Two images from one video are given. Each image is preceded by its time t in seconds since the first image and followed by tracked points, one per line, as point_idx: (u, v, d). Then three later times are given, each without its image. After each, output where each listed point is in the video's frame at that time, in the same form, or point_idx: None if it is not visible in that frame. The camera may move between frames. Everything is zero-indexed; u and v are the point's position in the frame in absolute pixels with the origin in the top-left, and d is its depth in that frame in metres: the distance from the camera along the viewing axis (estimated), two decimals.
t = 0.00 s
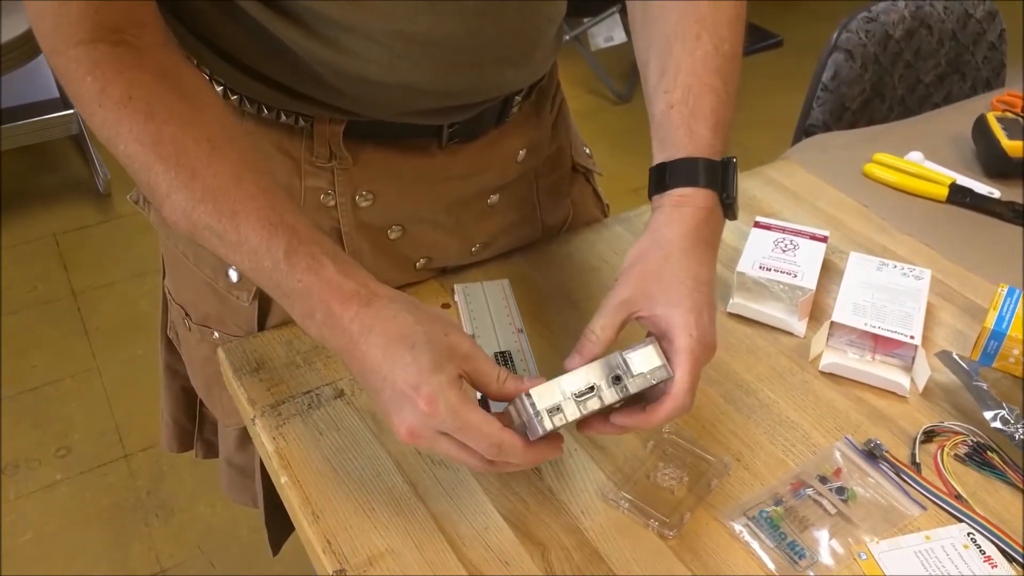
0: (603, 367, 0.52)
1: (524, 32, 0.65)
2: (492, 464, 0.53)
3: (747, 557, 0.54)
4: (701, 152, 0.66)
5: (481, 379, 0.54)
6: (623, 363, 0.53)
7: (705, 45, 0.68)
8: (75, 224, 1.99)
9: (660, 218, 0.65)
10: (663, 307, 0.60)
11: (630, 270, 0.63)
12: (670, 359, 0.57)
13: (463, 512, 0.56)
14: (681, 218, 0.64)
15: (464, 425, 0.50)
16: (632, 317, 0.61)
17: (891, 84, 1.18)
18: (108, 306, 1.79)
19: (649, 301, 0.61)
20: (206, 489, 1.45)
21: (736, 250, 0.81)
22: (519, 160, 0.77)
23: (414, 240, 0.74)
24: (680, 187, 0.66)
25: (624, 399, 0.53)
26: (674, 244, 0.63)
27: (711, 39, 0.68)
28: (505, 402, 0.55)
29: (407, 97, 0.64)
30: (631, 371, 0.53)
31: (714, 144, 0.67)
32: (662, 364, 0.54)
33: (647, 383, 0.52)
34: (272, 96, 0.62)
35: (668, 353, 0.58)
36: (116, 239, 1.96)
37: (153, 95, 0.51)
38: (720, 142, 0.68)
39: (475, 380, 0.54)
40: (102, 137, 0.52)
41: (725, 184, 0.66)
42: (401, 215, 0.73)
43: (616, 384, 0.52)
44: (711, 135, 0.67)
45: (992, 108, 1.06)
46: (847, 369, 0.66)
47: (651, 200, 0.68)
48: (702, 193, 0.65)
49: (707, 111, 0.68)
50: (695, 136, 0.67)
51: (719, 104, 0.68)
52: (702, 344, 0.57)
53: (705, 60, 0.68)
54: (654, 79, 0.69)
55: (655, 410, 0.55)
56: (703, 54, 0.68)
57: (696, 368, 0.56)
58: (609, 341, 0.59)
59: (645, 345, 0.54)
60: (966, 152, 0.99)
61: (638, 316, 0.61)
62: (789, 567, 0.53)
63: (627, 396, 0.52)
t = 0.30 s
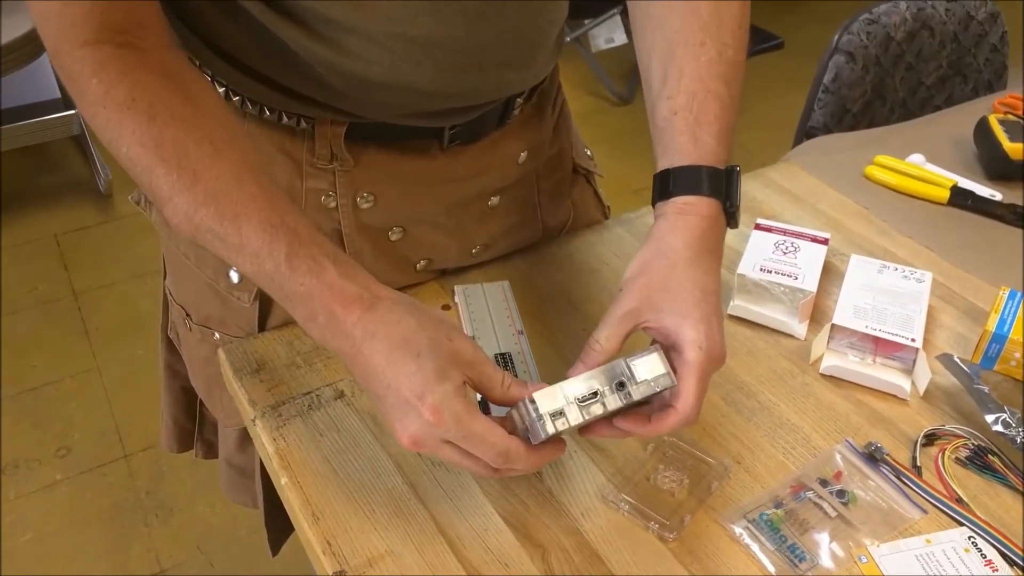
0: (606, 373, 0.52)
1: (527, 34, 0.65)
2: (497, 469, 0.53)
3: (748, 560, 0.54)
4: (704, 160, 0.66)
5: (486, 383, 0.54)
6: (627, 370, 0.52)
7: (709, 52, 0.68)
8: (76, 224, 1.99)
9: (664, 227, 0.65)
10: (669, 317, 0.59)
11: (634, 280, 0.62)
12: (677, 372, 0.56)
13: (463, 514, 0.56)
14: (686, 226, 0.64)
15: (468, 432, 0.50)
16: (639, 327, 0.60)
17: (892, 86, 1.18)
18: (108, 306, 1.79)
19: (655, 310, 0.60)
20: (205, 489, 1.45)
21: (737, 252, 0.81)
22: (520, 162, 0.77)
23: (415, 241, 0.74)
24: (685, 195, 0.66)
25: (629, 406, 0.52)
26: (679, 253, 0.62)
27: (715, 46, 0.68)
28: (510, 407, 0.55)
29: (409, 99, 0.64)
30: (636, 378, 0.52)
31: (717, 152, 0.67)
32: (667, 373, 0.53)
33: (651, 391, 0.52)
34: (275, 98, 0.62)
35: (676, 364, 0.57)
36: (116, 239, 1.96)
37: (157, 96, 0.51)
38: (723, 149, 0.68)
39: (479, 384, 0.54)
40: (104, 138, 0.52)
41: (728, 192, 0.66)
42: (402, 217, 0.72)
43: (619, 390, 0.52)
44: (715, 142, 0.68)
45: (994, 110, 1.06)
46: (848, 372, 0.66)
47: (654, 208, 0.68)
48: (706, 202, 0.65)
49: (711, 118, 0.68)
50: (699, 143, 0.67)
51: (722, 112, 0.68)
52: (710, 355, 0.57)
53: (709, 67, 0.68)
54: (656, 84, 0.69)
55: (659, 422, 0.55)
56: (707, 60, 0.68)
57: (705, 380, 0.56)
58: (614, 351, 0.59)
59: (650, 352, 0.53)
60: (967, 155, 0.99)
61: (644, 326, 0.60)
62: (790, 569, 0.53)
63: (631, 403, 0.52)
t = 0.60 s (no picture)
0: (606, 367, 0.52)
1: (527, 34, 0.65)
2: (502, 469, 0.53)
3: (749, 559, 0.54)
4: (705, 158, 0.66)
5: (478, 387, 0.54)
6: (627, 364, 0.52)
7: (709, 51, 0.68)
8: (78, 225, 1.99)
9: (666, 227, 0.65)
10: (672, 317, 0.59)
11: (637, 281, 0.62)
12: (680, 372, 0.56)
13: (464, 513, 0.56)
14: (688, 225, 0.64)
15: (473, 436, 0.50)
16: (643, 329, 0.60)
17: (893, 86, 1.18)
18: (110, 306, 1.79)
19: (657, 312, 0.60)
20: (206, 489, 1.45)
21: (738, 252, 0.81)
22: (521, 162, 0.77)
23: (416, 241, 0.74)
24: (686, 194, 0.66)
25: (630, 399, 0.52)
26: (681, 253, 0.62)
27: (715, 44, 0.68)
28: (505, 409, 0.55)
29: (409, 98, 0.64)
30: (635, 371, 0.52)
31: (720, 149, 0.67)
32: (667, 366, 0.53)
33: (651, 384, 0.52)
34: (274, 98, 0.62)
35: (679, 365, 0.57)
36: (118, 239, 1.97)
37: (149, 97, 0.51)
38: (726, 147, 0.68)
39: (472, 386, 0.54)
40: (96, 139, 0.52)
41: (729, 192, 0.66)
42: (403, 216, 0.73)
43: (618, 382, 0.51)
44: (717, 140, 0.68)
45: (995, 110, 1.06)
46: (849, 372, 0.66)
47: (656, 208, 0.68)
48: (707, 200, 0.65)
49: (713, 116, 0.68)
50: (701, 141, 0.67)
51: (724, 110, 0.68)
52: (713, 355, 0.57)
53: (708, 65, 0.68)
54: (657, 83, 0.69)
55: (661, 423, 0.55)
56: (707, 59, 0.68)
57: (708, 379, 0.56)
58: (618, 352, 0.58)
59: (649, 346, 0.53)
60: (969, 155, 0.99)
61: (649, 328, 0.60)
62: (790, 569, 0.53)
63: (631, 396, 0.52)
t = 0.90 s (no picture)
0: (601, 369, 0.52)
1: (526, 34, 0.65)
2: (504, 470, 0.53)
3: (748, 560, 0.54)
4: (701, 160, 0.66)
5: (474, 392, 0.54)
6: (622, 366, 0.52)
7: (705, 53, 0.68)
8: (80, 226, 2.00)
9: (660, 230, 0.65)
10: (667, 319, 0.59)
11: (632, 283, 0.63)
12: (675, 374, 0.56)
13: (464, 513, 0.56)
14: (682, 227, 0.64)
15: (477, 431, 0.50)
16: (637, 331, 0.60)
17: (894, 87, 1.18)
18: (112, 307, 1.79)
19: (652, 314, 0.60)
20: (207, 491, 1.45)
21: (738, 252, 0.81)
22: (521, 163, 0.77)
23: (416, 242, 0.74)
24: (681, 197, 0.66)
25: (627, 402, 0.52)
26: (676, 255, 0.62)
27: (711, 46, 0.68)
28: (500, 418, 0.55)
29: (408, 99, 0.64)
30: (631, 373, 0.52)
31: (714, 152, 0.67)
32: (663, 366, 0.52)
33: (646, 385, 0.52)
34: (275, 99, 0.63)
35: (674, 367, 0.57)
36: (119, 240, 1.97)
37: (148, 103, 0.51)
38: (721, 150, 0.68)
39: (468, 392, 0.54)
40: (95, 145, 0.52)
41: (726, 194, 0.66)
42: (402, 216, 0.73)
43: (614, 385, 0.51)
44: (712, 143, 0.68)
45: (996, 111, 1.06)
46: (848, 373, 0.66)
47: (651, 210, 0.68)
48: (702, 202, 0.65)
49: (708, 119, 0.68)
50: (695, 144, 0.67)
51: (720, 112, 0.68)
52: (708, 358, 0.57)
53: (704, 67, 0.68)
54: (653, 86, 0.70)
55: (655, 424, 0.56)
56: (703, 61, 0.68)
57: (703, 381, 0.56)
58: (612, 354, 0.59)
59: (644, 347, 0.53)
60: (969, 155, 0.99)
61: (644, 329, 0.60)
62: (790, 569, 0.53)
63: (627, 398, 0.52)
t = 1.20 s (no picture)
0: (600, 377, 0.52)
1: (526, 35, 0.65)
2: (497, 474, 0.53)
3: (747, 562, 0.54)
4: (701, 169, 0.67)
5: (474, 392, 0.54)
6: (621, 375, 0.52)
7: (705, 61, 0.68)
8: (81, 227, 2.00)
9: (660, 238, 0.65)
10: (668, 327, 0.59)
11: (631, 290, 0.62)
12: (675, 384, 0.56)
13: (463, 515, 0.56)
14: (683, 236, 0.64)
15: (472, 435, 0.50)
16: (639, 339, 0.60)
17: (894, 88, 1.18)
18: (112, 308, 1.80)
19: (653, 321, 0.60)
20: (207, 492, 1.45)
21: (737, 254, 0.81)
22: (520, 165, 0.77)
23: (416, 243, 0.74)
24: (682, 206, 0.66)
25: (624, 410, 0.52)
26: (676, 263, 0.62)
27: (711, 54, 0.68)
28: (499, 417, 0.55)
29: (408, 99, 0.64)
30: (630, 383, 0.52)
31: (715, 160, 0.68)
32: (662, 378, 0.53)
33: (644, 395, 0.52)
34: (274, 101, 0.63)
35: (673, 375, 0.57)
36: (120, 241, 1.97)
37: (148, 105, 0.51)
38: (722, 157, 0.68)
39: (468, 392, 0.54)
40: (94, 147, 0.52)
41: (726, 201, 0.66)
42: (402, 218, 0.73)
43: (613, 395, 0.52)
44: (713, 151, 0.68)
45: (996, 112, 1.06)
46: (848, 374, 0.66)
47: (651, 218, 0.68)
48: (703, 211, 0.65)
49: (708, 126, 0.68)
50: (697, 153, 0.67)
51: (721, 120, 0.68)
52: (706, 366, 0.57)
53: (704, 76, 0.68)
54: (653, 92, 0.70)
55: (653, 431, 0.56)
56: (703, 69, 0.68)
57: (701, 390, 0.56)
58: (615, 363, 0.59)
59: (644, 357, 0.53)
60: (970, 156, 0.99)
61: (645, 337, 0.60)
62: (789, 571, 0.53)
63: (624, 408, 0.52)
